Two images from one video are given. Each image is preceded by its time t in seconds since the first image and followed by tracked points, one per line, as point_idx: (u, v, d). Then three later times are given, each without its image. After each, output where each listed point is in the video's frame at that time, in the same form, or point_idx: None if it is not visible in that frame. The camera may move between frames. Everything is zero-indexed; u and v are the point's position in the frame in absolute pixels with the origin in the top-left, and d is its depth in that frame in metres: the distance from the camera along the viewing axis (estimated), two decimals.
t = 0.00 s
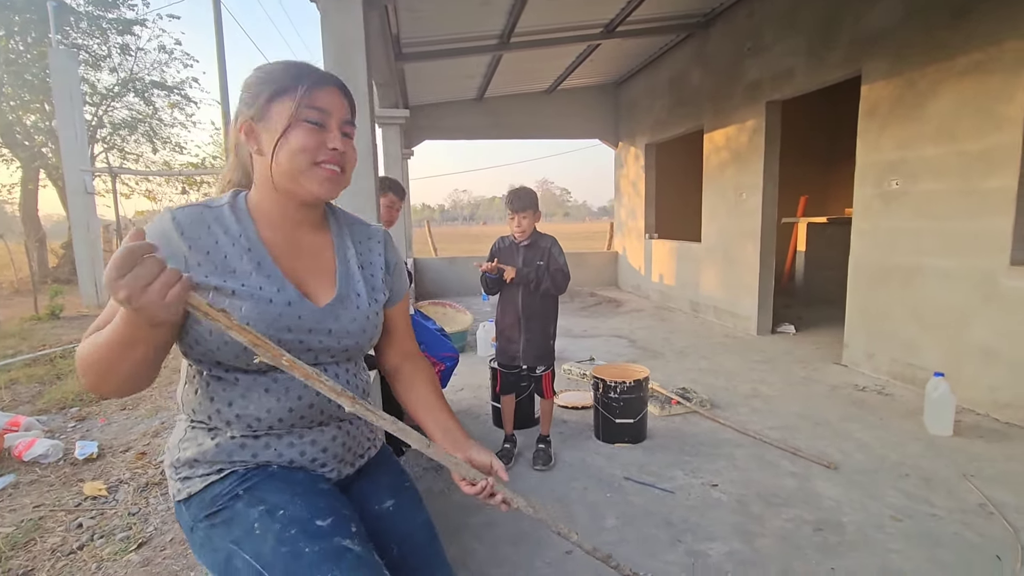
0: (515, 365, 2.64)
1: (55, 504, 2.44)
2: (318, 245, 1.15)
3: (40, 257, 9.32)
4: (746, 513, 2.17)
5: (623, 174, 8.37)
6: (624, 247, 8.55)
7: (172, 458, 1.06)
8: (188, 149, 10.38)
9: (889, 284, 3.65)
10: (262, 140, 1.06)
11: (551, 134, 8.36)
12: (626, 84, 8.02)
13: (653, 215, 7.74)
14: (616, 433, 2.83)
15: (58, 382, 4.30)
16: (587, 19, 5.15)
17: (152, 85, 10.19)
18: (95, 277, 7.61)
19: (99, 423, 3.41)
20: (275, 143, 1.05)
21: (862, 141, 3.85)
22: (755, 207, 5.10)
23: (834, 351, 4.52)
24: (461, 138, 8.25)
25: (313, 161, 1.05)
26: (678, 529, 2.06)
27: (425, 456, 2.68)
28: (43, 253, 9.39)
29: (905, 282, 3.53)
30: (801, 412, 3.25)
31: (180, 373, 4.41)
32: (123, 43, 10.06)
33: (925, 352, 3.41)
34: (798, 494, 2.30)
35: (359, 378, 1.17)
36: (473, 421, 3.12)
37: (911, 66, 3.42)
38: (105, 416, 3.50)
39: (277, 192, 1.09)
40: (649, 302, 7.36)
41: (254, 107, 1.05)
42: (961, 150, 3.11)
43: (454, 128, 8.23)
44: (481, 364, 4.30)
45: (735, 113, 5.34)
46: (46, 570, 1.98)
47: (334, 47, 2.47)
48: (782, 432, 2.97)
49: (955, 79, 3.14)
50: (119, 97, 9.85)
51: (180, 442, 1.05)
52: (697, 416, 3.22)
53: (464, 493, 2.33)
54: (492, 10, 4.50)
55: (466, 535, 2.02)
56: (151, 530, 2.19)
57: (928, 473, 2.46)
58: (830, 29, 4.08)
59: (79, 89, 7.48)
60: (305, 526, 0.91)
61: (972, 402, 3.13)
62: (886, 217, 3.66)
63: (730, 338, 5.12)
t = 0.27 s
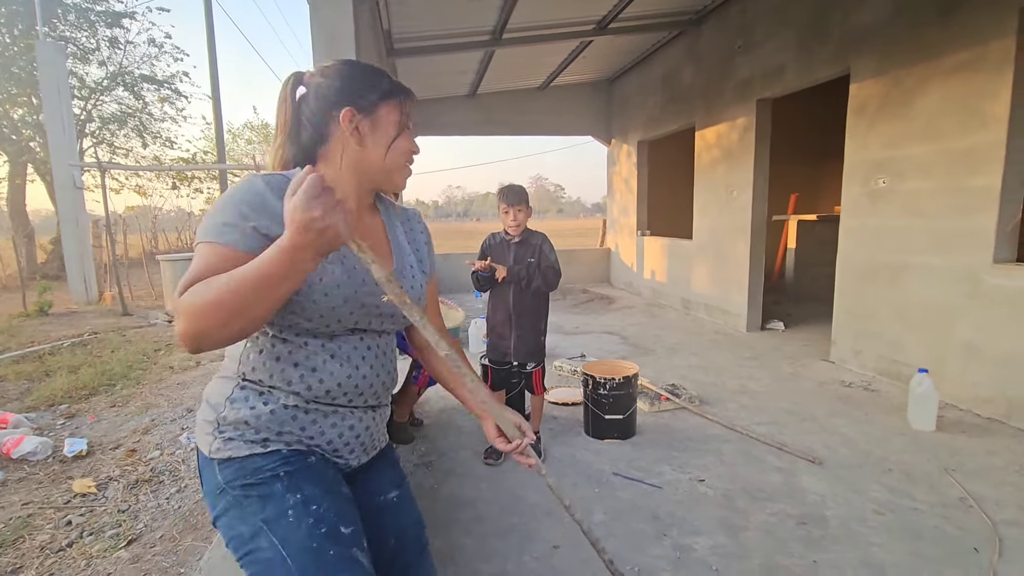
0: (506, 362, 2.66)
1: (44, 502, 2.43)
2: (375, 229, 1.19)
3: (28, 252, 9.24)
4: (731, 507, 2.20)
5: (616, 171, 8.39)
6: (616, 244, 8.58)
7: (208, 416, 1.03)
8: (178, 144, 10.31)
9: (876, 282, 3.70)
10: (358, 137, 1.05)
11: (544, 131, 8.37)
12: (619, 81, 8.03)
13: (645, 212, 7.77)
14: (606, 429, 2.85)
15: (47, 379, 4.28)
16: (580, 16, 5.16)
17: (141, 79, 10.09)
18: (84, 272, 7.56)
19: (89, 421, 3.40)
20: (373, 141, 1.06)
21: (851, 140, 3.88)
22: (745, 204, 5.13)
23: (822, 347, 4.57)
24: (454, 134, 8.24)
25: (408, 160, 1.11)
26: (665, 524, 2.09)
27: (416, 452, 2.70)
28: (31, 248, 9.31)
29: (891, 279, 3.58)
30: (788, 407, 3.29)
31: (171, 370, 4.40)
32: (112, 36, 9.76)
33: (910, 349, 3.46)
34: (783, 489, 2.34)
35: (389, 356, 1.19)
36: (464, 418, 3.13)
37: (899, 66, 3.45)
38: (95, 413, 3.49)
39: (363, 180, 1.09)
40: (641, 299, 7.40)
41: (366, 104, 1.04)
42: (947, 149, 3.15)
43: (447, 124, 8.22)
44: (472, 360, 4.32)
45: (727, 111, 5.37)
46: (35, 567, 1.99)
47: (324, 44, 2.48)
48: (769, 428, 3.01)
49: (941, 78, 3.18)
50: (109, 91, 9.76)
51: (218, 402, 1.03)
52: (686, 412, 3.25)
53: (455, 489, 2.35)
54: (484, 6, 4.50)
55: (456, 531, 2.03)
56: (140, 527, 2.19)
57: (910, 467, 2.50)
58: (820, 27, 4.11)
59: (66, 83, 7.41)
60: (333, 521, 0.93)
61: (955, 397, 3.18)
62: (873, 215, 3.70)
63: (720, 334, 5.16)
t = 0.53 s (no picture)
0: (497, 358, 2.67)
1: (29, 500, 2.41)
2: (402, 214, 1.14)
3: (13, 247, 9.13)
4: (720, 502, 2.22)
5: (608, 167, 8.40)
6: (608, 241, 8.60)
7: (280, 395, 0.83)
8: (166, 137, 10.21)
9: (865, 279, 3.73)
10: (400, 122, 0.94)
11: (536, 127, 8.36)
12: (611, 78, 8.03)
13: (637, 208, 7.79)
14: (597, 425, 2.86)
15: (32, 375, 4.23)
16: (572, 12, 5.15)
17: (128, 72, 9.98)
18: (71, 267, 7.47)
19: (75, 417, 3.37)
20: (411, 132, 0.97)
21: (840, 138, 3.91)
22: (736, 201, 5.16)
23: (811, 344, 4.61)
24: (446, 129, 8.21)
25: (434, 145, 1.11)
26: (655, 519, 2.10)
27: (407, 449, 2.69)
28: (16, 243, 9.19)
29: (880, 276, 3.61)
30: (777, 403, 3.32)
31: (160, 366, 4.36)
32: (98, 27, 9.62)
33: (898, 345, 3.50)
34: (772, 484, 2.36)
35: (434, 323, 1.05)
36: (456, 414, 3.13)
37: (887, 65, 3.48)
38: (82, 410, 3.46)
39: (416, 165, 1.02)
40: (633, 295, 7.43)
41: (415, 86, 0.95)
42: (934, 148, 3.18)
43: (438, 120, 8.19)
44: (464, 357, 4.32)
45: (718, 108, 5.39)
46: (20, 566, 1.96)
47: (315, 38, 2.46)
48: (758, 423, 3.03)
49: (929, 78, 3.20)
50: (95, 83, 9.63)
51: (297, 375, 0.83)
52: (677, 408, 3.28)
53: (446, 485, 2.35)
54: (476, 1, 4.48)
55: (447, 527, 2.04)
56: (128, 525, 2.18)
57: (896, 462, 2.54)
58: (810, 26, 4.13)
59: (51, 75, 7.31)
60: (377, 536, 0.87)
61: (941, 393, 3.22)
62: (862, 212, 3.73)
63: (711, 331, 5.20)
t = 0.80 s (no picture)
0: (486, 353, 2.68)
1: (9, 497, 2.37)
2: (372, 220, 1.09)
3: None
4: (706, 497, 2.24)
5: (598, 164, 8.42)
6: (597, 237, 8.63)
7: (387, 407, 0.82)
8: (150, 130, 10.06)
9: (850, 276, 3.77)
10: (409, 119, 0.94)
11: (526, 124, 8.35)
12: (602, 75, 8.04)
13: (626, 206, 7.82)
14: (585, 421, 2.87)
15: (13, 370, 4.16)
16: (562, 9, 5.14)
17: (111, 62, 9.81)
18: (52, 261, 7.35)
19: (57, 413, 3.32)
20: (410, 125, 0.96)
21: (827, 137, 3.95)
22: (725, 200, 5.19)
23: (797, 341, 4.66)
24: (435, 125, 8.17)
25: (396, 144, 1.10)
26: (642, 513, 2.12)
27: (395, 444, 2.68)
28: None
29: (864, 274, 3.65)
30: (763, 400, 3.35)
31: (144, 361, 4.31)
32: (80, 16, 9.45)
33: (881, 342, 3.55)
34: (757, 479, 2.39)
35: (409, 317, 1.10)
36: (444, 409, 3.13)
37: (874, 66, 3.51)
38: (63, 406, 3.41)
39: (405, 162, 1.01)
40: (622, 292, 7.46)
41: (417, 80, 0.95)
42: (919, 148, 3.23)
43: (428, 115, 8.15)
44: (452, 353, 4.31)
45: (707, 106, 5.41)
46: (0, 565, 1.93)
47: (302, 30, 2.43)
48: (745, 419, 3.06)
49: (914, 79, 3.24)
50: (76, 73, 9.46)
51: (398, 381, 0.83)
52: (665, 404, 3.30)
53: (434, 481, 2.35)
54: None
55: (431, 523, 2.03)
56: (112, 522, 2.15)
57: (879, 457, 2.57)
58: (799, 26, 4.16)
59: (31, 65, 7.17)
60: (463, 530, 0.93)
61: (922, 389, 3.27)
62: (847, 211, 3.77)
63: (699, 327, 5.23)
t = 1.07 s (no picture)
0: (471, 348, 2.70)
1: None
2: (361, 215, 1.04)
3: None
4: (689, 490, 2.27)
5: (585, 160, 8.44)
6: (584, 234, 8.66)
7: (455, 411, 0.83)
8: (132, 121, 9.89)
9: (831, 273, 3.83)
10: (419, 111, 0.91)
11: (514, 119, 8.34)
12: (590, 71, 8.05)
13: (613, 202, 7.85)
14: (570, 415, 2.89)
15: None
16: (551, 4, 5.13)
17: (91, 51, 9.69)
18: (29, 253, 7.21)
19: (34, 408, 3.26)
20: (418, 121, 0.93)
21: (810, 136, 3.99)
22: (711, 197, 5.23)
23: (780, 337, 4.72)
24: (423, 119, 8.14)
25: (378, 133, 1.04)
26: (626, 507, 2.14)
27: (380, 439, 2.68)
28: None
29: (845, 271, 3.71)
30: (746, 394, 3.40)
31: (124, 356, 4.25)
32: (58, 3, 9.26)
33: (861, 338, 3.61)
34: (739, 472, 2.42)
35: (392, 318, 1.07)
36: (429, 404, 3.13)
37: (857, 66, 3.56)
38: (41, 401, 3.35)
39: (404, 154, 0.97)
40: (608, 289, 7.49)
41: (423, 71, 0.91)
42: (900, 148, 3.28)
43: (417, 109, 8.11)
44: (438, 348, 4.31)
45: (694, 104, 5.45)
46: None
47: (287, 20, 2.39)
48: (727, 414, 3.10)
49: (896, 79, 3.29)
50: (55, 61, 9.28)
51: (459, 382, 0.85)
52: (649, 399, 3.33)
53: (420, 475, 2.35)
54: None
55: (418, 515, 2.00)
56: (90, 518, 2.12)
57: (858, 450, 2.62)
58: (785, 25, 4.19)
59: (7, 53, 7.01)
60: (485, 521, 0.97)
61: (901, 384, 3.34)
62: (830, 209, 3.82)
63: (684, 324, 5.28)
